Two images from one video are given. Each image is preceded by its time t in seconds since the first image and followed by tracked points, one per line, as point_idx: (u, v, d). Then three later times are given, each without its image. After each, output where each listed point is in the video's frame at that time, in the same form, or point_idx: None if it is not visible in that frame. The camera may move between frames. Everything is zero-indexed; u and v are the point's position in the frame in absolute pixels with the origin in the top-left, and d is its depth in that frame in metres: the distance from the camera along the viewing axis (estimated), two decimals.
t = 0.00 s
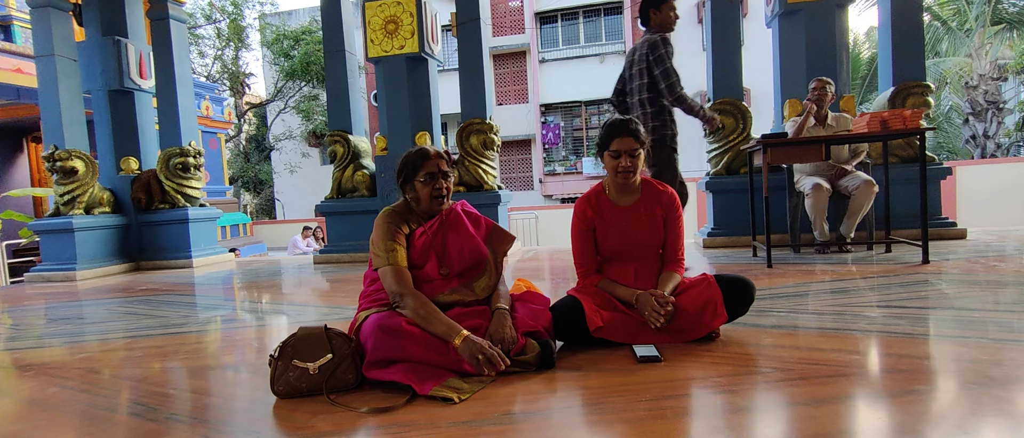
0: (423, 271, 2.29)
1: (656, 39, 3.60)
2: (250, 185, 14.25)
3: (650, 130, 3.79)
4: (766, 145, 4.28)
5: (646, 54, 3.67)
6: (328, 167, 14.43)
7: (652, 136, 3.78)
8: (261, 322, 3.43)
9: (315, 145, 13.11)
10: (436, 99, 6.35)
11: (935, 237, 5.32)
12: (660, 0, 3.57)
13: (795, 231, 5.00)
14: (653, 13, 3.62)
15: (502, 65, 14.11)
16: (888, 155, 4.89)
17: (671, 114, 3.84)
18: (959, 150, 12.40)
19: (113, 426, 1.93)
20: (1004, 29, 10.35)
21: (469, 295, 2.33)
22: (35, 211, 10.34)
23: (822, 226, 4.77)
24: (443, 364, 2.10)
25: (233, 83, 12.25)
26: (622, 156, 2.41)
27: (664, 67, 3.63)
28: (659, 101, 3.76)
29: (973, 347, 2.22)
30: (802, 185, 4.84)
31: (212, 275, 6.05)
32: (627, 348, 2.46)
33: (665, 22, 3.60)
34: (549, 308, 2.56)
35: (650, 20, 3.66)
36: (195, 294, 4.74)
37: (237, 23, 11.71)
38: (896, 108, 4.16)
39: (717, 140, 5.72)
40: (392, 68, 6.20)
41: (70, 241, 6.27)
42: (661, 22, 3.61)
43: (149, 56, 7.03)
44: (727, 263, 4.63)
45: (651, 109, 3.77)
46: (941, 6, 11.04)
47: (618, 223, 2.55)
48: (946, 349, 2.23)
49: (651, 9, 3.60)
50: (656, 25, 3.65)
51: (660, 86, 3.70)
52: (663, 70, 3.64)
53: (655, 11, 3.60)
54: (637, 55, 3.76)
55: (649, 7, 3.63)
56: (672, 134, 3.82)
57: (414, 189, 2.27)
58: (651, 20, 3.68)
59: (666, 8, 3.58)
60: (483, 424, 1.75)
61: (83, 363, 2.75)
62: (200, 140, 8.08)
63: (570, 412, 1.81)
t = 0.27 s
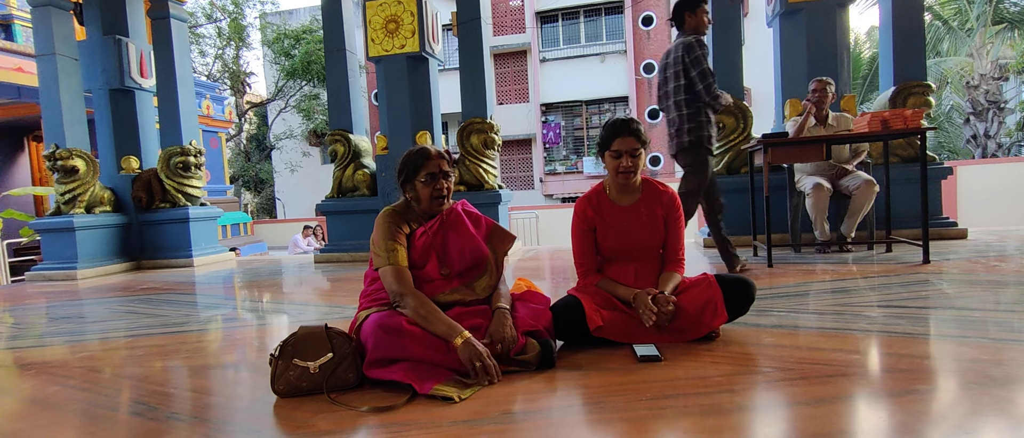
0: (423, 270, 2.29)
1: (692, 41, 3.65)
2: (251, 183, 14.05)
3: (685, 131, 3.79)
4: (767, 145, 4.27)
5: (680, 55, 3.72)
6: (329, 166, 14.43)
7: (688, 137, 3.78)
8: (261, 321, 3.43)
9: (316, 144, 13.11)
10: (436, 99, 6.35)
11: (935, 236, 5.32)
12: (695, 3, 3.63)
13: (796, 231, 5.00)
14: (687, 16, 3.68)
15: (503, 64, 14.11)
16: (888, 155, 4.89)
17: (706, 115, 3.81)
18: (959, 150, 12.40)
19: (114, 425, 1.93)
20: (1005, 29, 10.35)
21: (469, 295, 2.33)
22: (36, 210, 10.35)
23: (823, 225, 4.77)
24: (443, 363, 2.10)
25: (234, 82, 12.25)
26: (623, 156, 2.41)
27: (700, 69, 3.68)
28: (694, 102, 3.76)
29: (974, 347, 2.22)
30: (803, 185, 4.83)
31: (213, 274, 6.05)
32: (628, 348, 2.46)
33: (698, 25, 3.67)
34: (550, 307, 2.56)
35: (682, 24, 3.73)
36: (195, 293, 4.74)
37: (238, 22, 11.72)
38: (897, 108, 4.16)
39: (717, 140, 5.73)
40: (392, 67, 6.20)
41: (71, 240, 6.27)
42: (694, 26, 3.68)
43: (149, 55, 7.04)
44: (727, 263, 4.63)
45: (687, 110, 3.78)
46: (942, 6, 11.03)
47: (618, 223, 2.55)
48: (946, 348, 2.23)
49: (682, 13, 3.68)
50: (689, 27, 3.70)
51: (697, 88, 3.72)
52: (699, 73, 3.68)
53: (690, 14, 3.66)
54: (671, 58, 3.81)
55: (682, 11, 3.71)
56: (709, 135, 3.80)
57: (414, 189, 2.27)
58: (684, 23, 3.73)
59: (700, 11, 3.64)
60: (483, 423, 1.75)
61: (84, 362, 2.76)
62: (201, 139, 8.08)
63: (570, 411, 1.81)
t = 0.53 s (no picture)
0: (424, 270, 2.29)
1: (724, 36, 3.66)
2: (251, 184, 14.17)
3: (723, 128, 3.81)
4: (768, 144, 4.27)
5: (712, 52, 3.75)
6: (329, 166, 14.44)
7: (726, 133, 3.80)
8: (262, 321, 3.43)
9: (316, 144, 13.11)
10: (437, 99, 6.35)
11: (936, 236, 5.32)
12: None
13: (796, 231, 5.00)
14: (721, 13, 3.71)
15: (503, 64, 14.11)
16: (888, 155, 4.89)
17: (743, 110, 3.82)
18: (960, 150, 12.40)
19: (114, 424, 1.93)
20: (1005, 28, 10.34)
21: (469, 295, 2.34)
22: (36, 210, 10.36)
23: (823, 225, 4.76)
24: (443, 363, 2.10)
25: (234, 82, 12.26)
26: (624, 156, 2.41)
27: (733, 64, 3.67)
28: (729, 97, 3.78)
29: (974, 347, 2.21)
30: (803, 185, 4.83)
31: (213, 273, 6.06)
32: (628, 348, 2.46)
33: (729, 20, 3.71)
34: (550, 307, 2.56)
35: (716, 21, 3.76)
36: (196, 293, 4.74)
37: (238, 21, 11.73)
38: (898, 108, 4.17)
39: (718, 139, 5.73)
40: (392, 67, 6.21)
41: (72, 239, 6.27)
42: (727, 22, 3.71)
43: (150, 55, 7.05)
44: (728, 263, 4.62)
45: (722, 105, 3.79)
46: (942, 6, 11.02)
47: (619, 223, 2.55)
48: (947, 348, 2.23)
49: (714, 9, 3.71)
50: (723, 24, 3.73)
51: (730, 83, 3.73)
52: (731, 67, 3.68)
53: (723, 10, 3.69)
54: (704, 55, 3.84)
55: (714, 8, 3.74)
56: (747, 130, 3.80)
57: (415, 189, 2.27)
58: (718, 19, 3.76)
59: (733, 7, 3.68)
60: (483, 423, 1.75)
61: (84, 362, 2.76)
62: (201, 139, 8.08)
63: (570, 411, 1.81)
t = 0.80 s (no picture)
0: (423, 270, 2.29)
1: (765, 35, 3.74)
2: (251, 183, 13.96)
3: (759, 125, 3.88)
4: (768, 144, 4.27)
5: (752, 49, 3.81)
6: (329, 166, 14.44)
7: (763, 130, 3.87)
8: (261, 321, 3.43)
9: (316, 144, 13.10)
10: (437, 99, 6.35)
11: (935, 236, 5.32)
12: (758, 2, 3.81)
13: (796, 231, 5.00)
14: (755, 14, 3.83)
15: (503, 64, 14.10)
16: (888, 155, 4.89)
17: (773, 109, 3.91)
18: (960, 150, 12.40)
19: (114, 424, 1.93)
20: (1005, 28, 10.35)
21: (469, 295, 2.33)
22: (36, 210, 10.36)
23: (823, 225, 4.76)
24: (443, 363, 2.10)
25: (234, 82, 12.25)
26: (625, 154, 2.41)
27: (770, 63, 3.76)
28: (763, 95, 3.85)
29: (974, 347, 2.21)
30: (803, 185, 4.83)
31: (213, 274, 6.06)
32: (628, 348, 2.46)
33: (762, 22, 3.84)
34: (550, 307, 2.56)
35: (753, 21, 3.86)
36: (195, 293, 4.74)
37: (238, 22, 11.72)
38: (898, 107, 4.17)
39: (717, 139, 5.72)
40: (392, 67, 6.20)
41: (71, 240, 6.27)
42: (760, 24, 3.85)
43: (150, 55, 7.04)
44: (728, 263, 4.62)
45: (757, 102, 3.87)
46: (942, 6, 11.03)
47: (619, 223, 2.55)
48: (947, 348, 2.23)
49: (755, 10, 3.81)
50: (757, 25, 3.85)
51: (766, 81, 3.81)
52: (770, 66, 3.75)
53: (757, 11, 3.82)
54: (741, 51, 3.88)
55: (753, 8, 3.84)
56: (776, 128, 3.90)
57: (415, 189, 2.27)
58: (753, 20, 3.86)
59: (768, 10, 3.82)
60: (483, 423, 1.75)
61: (84, 362, 2.76)
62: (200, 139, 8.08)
63: (570, 411, 1.81)
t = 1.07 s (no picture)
0: (423, 271, 2.29)
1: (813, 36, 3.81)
2: (251, 184, 14.10)
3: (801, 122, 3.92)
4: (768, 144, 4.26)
5: (799, 47, 3.83)
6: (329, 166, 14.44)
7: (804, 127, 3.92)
8: (261, 322, 3.43)
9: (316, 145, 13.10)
10: (436, 100, 6.35)
11: (935, 236, 5.32)
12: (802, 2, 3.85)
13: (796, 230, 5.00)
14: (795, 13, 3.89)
15: (502, 65, 14.09)
16: (888, 155, 4.88)
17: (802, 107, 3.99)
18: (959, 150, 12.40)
19: (114, 425, 1.93)
20: (1005, 28, 10.36)
21: (469, 295, 2.33)
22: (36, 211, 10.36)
23: (823, 225, 4.76)
24: (443, 363, 2.10)
25: (234, 82, 12.25)
26: (626, 151, 2.41)
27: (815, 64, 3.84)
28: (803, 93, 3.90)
29: (975, 347, 2.21)
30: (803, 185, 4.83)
31: (212, 274, 6.06)
32: (628, 348, 2.46)
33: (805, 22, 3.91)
34: (550, 308, 2.56)
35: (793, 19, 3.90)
36: (195, 294, 4.74)
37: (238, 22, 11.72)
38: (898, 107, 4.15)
39: (717, 140, 5.72)
40: (392, 67, 6.20)
41: (71, 240, 6.27)
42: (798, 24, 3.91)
43: (149, 55, 7.04)
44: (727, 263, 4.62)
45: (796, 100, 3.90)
46: (942, 6, 11.03)
47: (619, 223, 2.55)
48: (947, 348, 2.23)
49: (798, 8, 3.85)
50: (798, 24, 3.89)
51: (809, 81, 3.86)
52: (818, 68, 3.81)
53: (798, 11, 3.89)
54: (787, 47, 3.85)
55: (794, 7, 3.88)
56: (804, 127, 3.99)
57: (415, 189, 2.27)
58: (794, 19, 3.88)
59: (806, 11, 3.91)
60: (483, 423, 1.75)
61: (84, 362, 2.76)
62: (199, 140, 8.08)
63: (570, 411, 1.81)
